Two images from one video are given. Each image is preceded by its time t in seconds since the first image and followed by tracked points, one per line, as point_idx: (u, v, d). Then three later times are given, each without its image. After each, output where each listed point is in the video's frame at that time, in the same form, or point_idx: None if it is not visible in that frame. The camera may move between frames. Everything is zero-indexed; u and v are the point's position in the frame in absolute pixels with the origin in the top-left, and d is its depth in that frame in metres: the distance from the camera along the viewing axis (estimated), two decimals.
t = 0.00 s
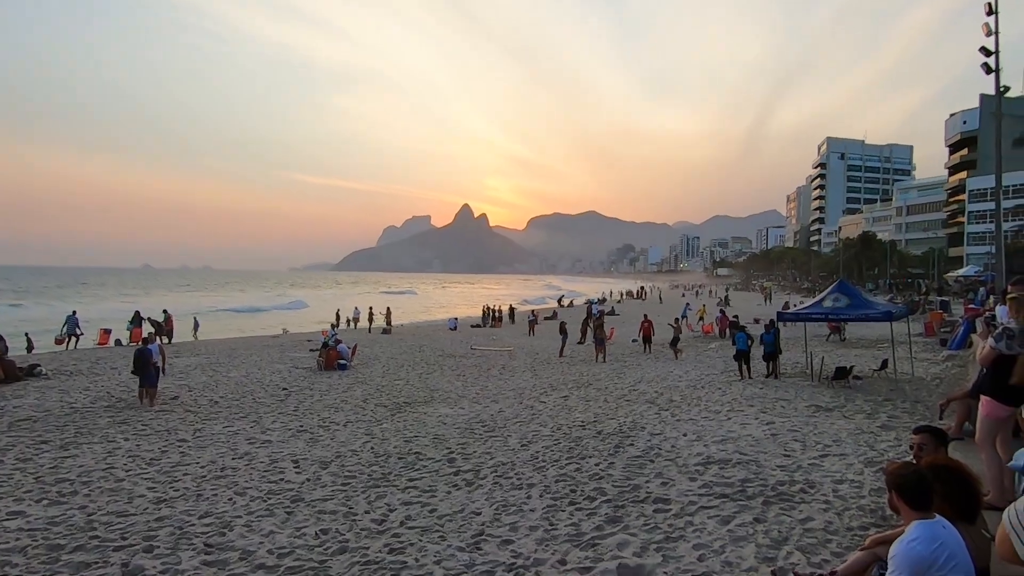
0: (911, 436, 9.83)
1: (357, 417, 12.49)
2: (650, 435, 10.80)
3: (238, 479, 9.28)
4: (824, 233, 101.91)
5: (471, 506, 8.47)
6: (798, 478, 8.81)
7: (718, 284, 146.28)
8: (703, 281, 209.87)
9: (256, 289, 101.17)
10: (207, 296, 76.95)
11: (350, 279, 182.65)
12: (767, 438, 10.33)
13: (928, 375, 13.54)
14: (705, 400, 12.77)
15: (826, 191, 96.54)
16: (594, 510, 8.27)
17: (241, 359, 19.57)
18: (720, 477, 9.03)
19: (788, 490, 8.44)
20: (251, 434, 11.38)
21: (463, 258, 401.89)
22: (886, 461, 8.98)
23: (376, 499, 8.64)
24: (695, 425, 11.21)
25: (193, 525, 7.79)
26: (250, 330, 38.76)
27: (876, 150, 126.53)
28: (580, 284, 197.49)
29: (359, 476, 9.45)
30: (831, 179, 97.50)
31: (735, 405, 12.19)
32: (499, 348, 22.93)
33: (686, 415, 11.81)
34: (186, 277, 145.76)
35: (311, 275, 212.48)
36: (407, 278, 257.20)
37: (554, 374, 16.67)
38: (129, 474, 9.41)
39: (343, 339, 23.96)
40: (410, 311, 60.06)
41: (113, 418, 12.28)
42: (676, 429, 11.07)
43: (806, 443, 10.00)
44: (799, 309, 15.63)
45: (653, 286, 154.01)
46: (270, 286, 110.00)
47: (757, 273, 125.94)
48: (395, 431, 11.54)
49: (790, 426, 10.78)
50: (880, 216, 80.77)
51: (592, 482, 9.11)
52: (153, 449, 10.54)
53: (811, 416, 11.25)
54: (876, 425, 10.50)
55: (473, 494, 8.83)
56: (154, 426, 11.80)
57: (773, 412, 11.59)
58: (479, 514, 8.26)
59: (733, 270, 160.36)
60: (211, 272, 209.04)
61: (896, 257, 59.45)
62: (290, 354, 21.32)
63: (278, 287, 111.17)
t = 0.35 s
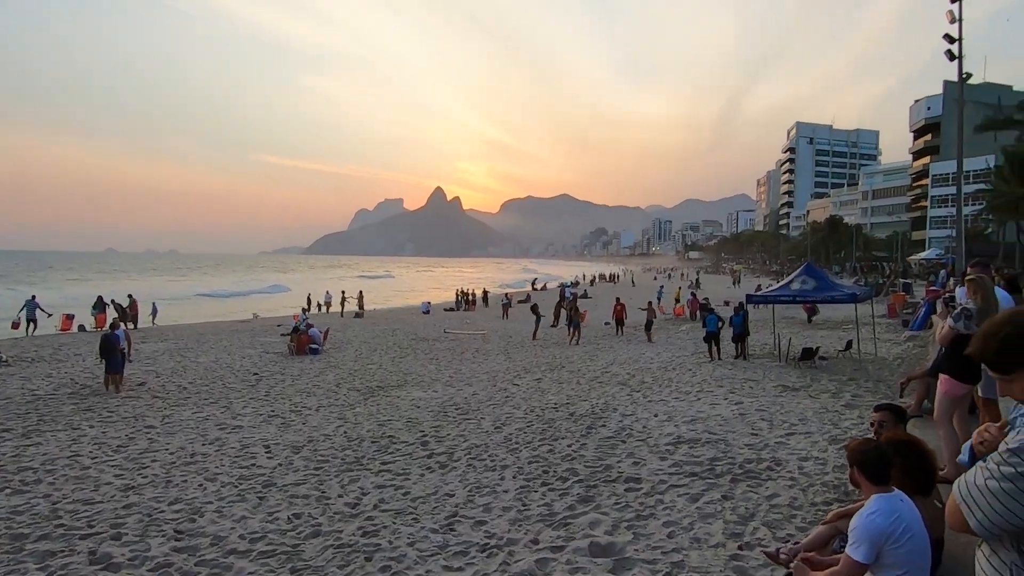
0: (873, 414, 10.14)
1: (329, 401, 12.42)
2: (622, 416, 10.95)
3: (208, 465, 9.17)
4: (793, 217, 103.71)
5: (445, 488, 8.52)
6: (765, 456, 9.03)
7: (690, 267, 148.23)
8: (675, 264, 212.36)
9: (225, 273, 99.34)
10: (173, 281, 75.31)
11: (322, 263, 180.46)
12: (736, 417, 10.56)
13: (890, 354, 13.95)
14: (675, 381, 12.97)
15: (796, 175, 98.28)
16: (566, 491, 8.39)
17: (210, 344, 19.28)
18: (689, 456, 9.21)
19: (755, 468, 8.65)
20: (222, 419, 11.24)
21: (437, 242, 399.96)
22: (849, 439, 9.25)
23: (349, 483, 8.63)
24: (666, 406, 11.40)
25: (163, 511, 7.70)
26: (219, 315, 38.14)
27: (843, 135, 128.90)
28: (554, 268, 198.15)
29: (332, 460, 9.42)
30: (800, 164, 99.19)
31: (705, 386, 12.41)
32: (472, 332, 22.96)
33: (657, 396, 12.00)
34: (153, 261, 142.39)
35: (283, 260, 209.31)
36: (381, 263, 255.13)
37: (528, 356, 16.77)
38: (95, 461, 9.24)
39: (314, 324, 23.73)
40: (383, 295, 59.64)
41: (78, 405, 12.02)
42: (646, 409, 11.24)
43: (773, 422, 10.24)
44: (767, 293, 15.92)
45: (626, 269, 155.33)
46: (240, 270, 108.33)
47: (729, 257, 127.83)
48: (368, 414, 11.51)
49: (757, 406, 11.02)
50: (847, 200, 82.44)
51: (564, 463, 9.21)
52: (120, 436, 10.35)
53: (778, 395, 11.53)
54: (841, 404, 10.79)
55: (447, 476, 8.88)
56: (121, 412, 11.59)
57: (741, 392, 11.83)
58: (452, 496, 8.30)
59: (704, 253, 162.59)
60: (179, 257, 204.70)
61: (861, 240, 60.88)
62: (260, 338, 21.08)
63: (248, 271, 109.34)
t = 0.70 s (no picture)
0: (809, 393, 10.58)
1: (275, 389, 12.16)
2: (570, 399, 11.11)
3: (147, 457, 8.87)
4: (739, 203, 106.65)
5: (394, 474, 8.48)
6: (708, 435, 9.33)
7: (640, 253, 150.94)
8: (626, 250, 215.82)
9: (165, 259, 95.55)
10: (108, 267, 71.99)
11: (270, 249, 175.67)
12: (681, 398, 10.86)
13: (825, 336, 14.58)
14: (623, 364, 13.24)
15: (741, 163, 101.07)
16: (516, 473, 8.47)
17: (148, 333, 18.57)
18: (636, 436, 9.43)
19: (698, 447, 8.93)
20: (162, 410, 10.87)
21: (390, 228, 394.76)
22: (786, 416, 9.64)
23: (296, 471, 8.49)
24: (613, 388, 11.63)
25: (98, 506, 7.41)
26: (158, 303, 36.71)
27: (785, 124, 133.13)
28: (508, 254, 198.52)
29: (278, 449, 9.24)
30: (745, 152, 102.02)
31: (651, 368, 12.70)
32: (422, 317, 22.82)
33: (605, 378, 12.22)
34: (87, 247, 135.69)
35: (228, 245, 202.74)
36: (332, 248, 250.21)
37: (478, 341, 16.81)
38: (24, 456, 8.80)
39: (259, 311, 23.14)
40: (332, 281, 58.58)
41: (4, 397, 11.44)
42: (595, 392, 11.44)
43: (715, 402, 10.58)
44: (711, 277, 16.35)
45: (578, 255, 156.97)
46: (183, 256, 104.55)
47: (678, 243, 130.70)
48: (315, 402, 11.32)
49: (701, 387, 11.37)
50: (789, 188, 85.30)
51: (514, 446, 9.29)
52: (51, 429, 9.88)
53: (721, 376, 11.91)
54: (779, 383, 11.24)
55: (397, 462, 8.84)
56: (52, 404, 11.06)
57: (686, 373, 12.17)
58: (402, 482, 8.28)
59: (654, 238, 165.76)
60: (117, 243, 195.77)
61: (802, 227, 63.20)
62: (202, 326, 20.43)
63: (191, 257, 105.50)
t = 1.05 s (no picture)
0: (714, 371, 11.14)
1: (177, 381, 11.55)
2: (487, 383, 11.20)
3: (30, 459, 8.23)
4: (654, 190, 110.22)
5: (306, 465, 8.28)
6: (620, 414, 9.65)
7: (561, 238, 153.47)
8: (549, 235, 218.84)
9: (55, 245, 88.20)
10: None
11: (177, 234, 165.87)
12: (595, 379, 11.17)
13: (729, 317, 15.38)
14: (540, 347, 13.45)
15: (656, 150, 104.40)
16: (431, 459, 8.47)
17: (31, 324, 17.12)
18: (551, 418, 9.63)
19: (611, 426, 9.23)
20: (48, 407, 10.09)
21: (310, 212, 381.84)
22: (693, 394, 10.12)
23: (200, 466, 8.13)
24: (530, 371, 11.81)
25: None
26: (43, 293, 33.86)
27: (697, 114, 138.47)
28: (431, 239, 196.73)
29: (180, 444, 8.80)
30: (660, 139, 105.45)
31: (568, 351, 12.98)
32: (337, 304, 22.26)
33: (522, 362, 12.39)
34: None
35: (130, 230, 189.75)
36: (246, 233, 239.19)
37: (395, 327, 16.59)
38: None
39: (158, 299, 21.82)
40: (242, 267, 56.06)
41: None
42: (512, 375, 11.58)
43: (628, 382, 10.95)
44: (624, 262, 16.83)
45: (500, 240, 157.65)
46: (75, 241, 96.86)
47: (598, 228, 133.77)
48: (222, 394, 10.85)
49: (615, 368, 11.74)
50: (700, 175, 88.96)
51: (430, 432, 9.27)
52: None
53: (634, 357, 12.33)
54: (687, 362, 11.77)
55: (309, 453, 8.63)
56: None
57: (600, 355, 12.52)
58: (313, 473, 8.09)
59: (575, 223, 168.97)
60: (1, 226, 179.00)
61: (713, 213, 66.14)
62: (94, 316, 19.04)
63: (85, 242, 97.90)
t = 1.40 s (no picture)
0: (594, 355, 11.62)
1: (16, 389, 10.36)
2: (371, 376, 11.00)
3: None
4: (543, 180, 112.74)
5: (172, 472, 7.75)
6: (505, 401, 9.83)
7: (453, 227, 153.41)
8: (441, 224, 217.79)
9: None
10: None
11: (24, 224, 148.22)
12: (481, 367, 11.30)
13: (608, 303, 16.10)
14: (426, 338, 13.40)
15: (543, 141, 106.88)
16: (311, 457, 8.20)
17: None
18: (436, 408, 9.63)
19: (496, 413, 9.37)
20: None
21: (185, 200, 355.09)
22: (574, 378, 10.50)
23: (45, 483, 7.37)
24: (416, 362, 11.73)
25: None
26: None
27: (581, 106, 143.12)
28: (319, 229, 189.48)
29: (20, 459, 7.92)
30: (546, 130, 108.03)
31: (453, 340, 13.03)
32: (207, 299, 20.93)
33: (407, 353, 12.28)
34: None
35: None
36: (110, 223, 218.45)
37: (272, 322, 15.86)
38: None
39: None
40: (98, 262, 51.10)
41: None
42: (397, 367, 11.45)
43: (513, 369, 11.18)
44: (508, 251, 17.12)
45: (391, 230, 154.93)
46: None
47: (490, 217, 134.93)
48: (72, 401, 9.88)
49: (500, 355, 11.93)
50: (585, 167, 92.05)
51: (310, 430, 8.98)
52: None
53: (518, 344, 12.60)
54: (569, 348, 12.19)
55: (175, 459, 8.08)
56: None
57: (486, 344, 12.67)
58: (180, 480, 7.58)
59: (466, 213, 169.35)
60: None
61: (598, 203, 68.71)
62: None
63: None
